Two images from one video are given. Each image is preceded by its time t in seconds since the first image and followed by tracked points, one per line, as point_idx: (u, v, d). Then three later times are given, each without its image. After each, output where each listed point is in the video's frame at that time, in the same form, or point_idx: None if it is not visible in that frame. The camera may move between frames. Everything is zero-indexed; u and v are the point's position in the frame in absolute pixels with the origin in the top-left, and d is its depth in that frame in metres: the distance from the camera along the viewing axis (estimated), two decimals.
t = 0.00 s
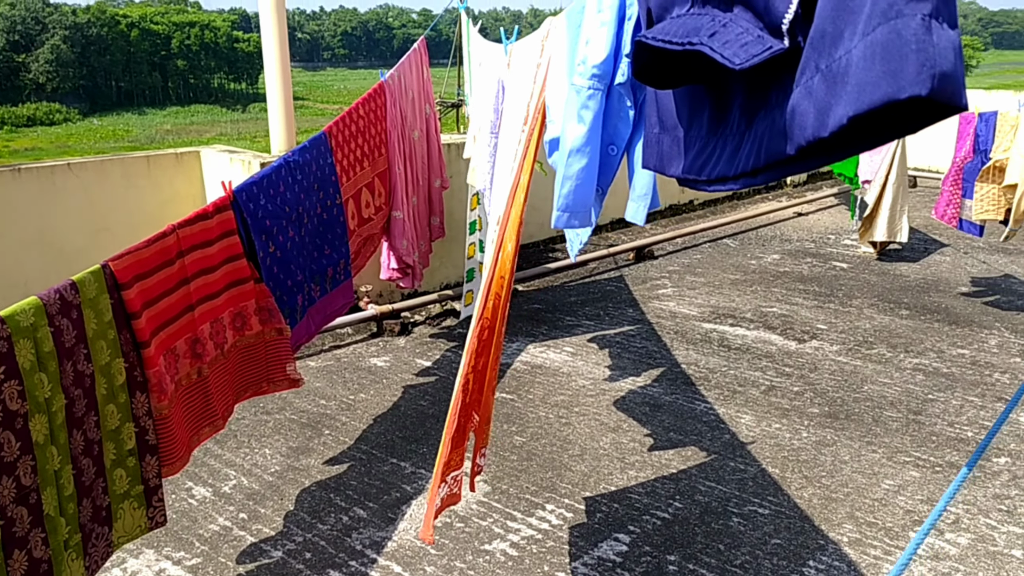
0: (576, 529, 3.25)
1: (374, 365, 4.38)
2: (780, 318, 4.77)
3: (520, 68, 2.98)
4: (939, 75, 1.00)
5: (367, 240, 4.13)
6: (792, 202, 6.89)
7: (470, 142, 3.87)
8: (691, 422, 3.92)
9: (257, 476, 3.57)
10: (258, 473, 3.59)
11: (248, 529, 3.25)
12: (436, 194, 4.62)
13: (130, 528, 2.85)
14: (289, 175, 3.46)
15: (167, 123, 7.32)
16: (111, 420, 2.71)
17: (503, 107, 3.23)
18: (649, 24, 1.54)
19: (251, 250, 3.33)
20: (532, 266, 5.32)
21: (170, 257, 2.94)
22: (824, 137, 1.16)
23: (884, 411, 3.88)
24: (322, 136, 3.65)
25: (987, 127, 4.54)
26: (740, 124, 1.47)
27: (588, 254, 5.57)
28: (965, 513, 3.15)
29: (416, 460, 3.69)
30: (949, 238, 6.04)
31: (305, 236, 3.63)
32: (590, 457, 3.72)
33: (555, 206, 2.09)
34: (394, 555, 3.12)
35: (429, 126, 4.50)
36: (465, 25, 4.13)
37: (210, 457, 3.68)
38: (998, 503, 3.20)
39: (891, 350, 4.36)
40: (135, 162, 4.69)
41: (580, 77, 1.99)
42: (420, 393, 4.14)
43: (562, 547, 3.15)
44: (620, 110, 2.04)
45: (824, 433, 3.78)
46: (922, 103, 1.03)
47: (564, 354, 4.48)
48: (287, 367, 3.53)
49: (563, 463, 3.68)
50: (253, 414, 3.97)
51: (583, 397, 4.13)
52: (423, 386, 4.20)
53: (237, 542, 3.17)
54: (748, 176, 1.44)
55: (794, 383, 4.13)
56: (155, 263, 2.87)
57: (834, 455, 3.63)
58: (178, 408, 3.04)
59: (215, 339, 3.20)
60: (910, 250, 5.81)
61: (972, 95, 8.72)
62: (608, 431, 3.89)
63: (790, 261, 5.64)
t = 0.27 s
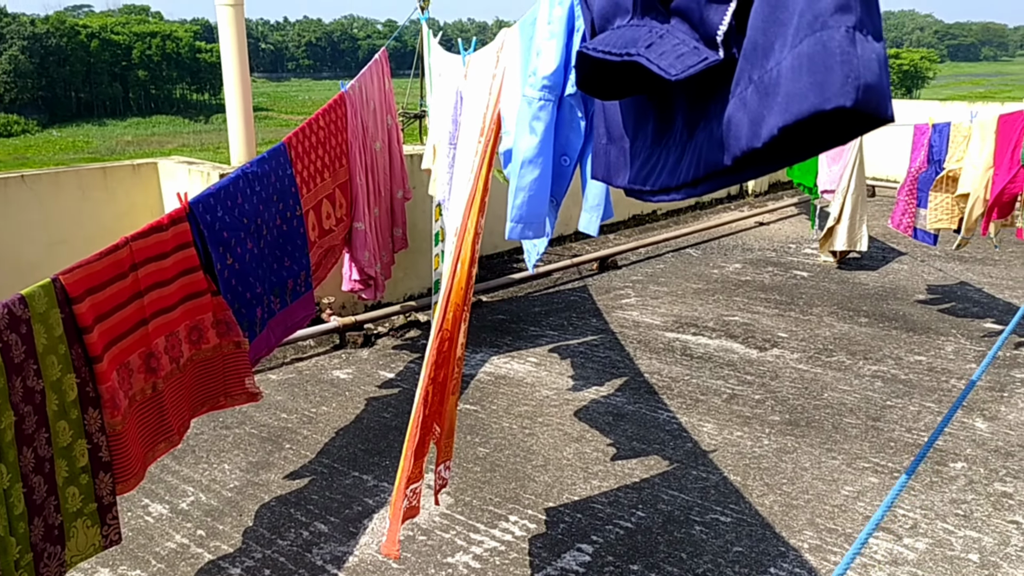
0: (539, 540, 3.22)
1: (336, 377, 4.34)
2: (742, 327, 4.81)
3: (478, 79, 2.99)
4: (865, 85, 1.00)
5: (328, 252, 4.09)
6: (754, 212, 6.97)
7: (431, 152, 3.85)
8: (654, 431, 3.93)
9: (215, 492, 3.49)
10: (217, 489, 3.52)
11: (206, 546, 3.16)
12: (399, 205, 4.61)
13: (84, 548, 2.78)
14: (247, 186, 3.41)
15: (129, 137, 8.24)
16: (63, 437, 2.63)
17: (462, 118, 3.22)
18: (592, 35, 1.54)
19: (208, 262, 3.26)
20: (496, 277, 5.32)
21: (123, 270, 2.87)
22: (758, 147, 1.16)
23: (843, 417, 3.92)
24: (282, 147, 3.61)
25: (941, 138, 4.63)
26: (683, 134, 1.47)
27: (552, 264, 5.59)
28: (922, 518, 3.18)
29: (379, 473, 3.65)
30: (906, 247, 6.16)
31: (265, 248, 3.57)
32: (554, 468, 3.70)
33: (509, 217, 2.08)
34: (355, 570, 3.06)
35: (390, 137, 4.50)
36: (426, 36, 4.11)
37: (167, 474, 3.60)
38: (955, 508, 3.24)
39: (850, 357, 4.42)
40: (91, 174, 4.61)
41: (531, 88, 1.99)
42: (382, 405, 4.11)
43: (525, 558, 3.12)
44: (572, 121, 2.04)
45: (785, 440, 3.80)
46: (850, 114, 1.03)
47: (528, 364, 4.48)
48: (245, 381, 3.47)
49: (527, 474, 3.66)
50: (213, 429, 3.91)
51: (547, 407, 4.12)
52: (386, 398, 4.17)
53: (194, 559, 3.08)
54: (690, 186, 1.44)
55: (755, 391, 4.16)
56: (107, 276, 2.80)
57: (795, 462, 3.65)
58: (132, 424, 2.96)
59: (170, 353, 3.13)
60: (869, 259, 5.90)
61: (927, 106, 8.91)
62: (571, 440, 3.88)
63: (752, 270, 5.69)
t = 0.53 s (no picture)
0: (519, 556, 3.20)
1: (317, 392, 4.32)
2: (722, 341, 4.83)
3: (457, 95, 2.99)
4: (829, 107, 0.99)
5: (309, 266, 4.07)
6: (735, 226, 7.01)
7: (411, 166, 3.83)
8: (635, 445, 3.93)
9: (192, 509, 3.44)
10: (195, 506, 3.47)
11: (183, 564, 3.10)
12: (380, 219, 4.62)
13: (59, 567, 2.73)
14: (226, 200, 3.38)
15: (110, 150, 8.36)
16: (37, 454, 2.59)
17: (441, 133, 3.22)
18: (565, 53, 1.53)
19: (186, 276, 3.22)
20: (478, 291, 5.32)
21: (99, 286, 2.83)
22: (726, 167, 1.15)
23: (823, 431, 3.94)
24: (262, 161, 3.59)
25: (918, 153, 4.68)
26: (655, 152, 1.46)
27: (534, 278, 5.60)
28: (902, 532, 3.19)
29: (359, 488, 3.61)
30: (884, 261, 6.21)
31: (245, 263, 3.53)
32: (534, 483, 3.68)
33: (485, 233, 2.08)
34: None
35: (371, 151, 4.50)
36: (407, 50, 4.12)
37: (144, 490, 3.55)
38: (934, 522, 3.25)
39: (830, 371, 4.44)
40: (70, 188, 4.58)
41: (507, 104, 2.00)
42: (363, 420, 4.09)
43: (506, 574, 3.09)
44: (548, 138, 2.06)
45: (765, 454, 3.81)
46: (814, 135, 1.03)
47: (510, 379, 4.47)
48: (224, 397, 3.42)
49: (508, 489, 3.64)
50: (191, 445, 3.87)
51: (528, 422, 4.12)
52: (367, 413, 4.15)
53: None
54: (662, 204, 1.43)
55: (736, 406, 4.17)
56: (84, 291, 2.76)
57: (775, 476, 3.66)
58: (109, 441, 2.91)
59: (147, 369, 3.08)
60: (849, 273, 5.95)
61: (905, 121, 9.02)
62: (552, 455, 3.87)
63: (733, 285, 5.72)
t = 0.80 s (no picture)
0: None
1: (301, 411, 4.30)
2: (708, 360, 4.84)
3: (441, 115, 3.00)
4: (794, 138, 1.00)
5: (293, 284, 4.06)
6: (721, 244, 7.05)
7: (396, 185, 3.83)
8: (621, 464, 3.91)
9: (174, 531, 3.39)
10: (176, 527, 3.42)
11: None
12: (365, 238, 4.64)
13: None
14: (210, 219, 3.36)
15: (98, 167, 8.44)
16: (15, 476, 2.56)
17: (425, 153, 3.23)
18: (541, 80, 1.52)
19: (169, 296, 3.19)
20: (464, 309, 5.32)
21: (81, 305, 2.81)
22: (696, 196, 1.15)
23: (808, 450, 3.94)
24: (247, 180, 3.58)
25: (901, 172, 4.71)
26: (631, 178, 1.46)
27: (520, 296, 5.61)
28: (886, 551, 3.18)
29: (342, 509, 3.57)
30: (868, 280, 6.25)
31: (229, 282, 3.51)
32: (519, 503, 3.65)
33: (465, 256, 2.08)
34: None
35: (357, 170, 4.51)
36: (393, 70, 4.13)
37: (125, 511, 3.51)
38: (917, 541, 3.24)
39: (815, 390, 4.45)
40: (53, 207, 4.56)
41: (487, 128, 2.01)
42: (348, 440, 4.07)
43: None
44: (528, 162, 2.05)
45: (750, 473, 3.80)
46: (781, 166, 1.03)
47: (495, 398, 4.46)
48: (206, 417, 3.38)
49: (493, 509, 3.61)
50: (173, 466, 3.84)
51: (514, 441, 4.10)
52: (351, 432, 4.13)
53: None
54: (636, 230, 1.43)
55: (721, 424, 4.17)
56: (65, 312, 2.73)
57: (760, 495, 3.64)
58: (89, 463, 2.87)
59: (129, 389, 3.05)
60: (833, 291, 5.98)
61: (888, 140, 9.10)
62: (537, 475, 3.85)
63: (718, 303, 5.75)
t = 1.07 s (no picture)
0: None
1: (282, 431, 4.27)
2: (691, 377, 4.84)
3: (421, 134, 3.01)
4: (758, 163, 1.00)
5: (275, 302, 4.04)
6: (703, 261, 7.08)
7: (377, 203, 3.83)
8: (604, 483, 3.89)
9: (151, 553, 3.32)
10: (154, 548, 3.36)
11: None
12: (347, 255, 4.63)
13: None
14: (190, 238, 3.34)
15: (80, 184, 8.39)
16: None
17: (406, 171, 3.23)
18: (514, 102, 1.52)
19: (147, 315, 3.17)
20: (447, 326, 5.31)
21: (57, 325, 2.78)
22: (663, 220, 1.15)
23: (791, 467, 3.94)
24: (228, 198, 3.56)
25: (881, 191, 4.76)
26: (604, 200, 1.45)
27: (503, 313, 5.61)
28: (868, 568, 3.16)
29: (323, 529, 3.52)
30: (850, 296, 6.29)
31: (208, 300, 3.49)
32: (502, 522, 3.60)
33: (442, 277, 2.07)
34: None
35: (340, 187, 4.50)
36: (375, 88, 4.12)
37: (102, 533, 3.45)
38: (899, 558, 3.23)
39: (797, 407, 4.46)
40: (32, 225, 4.52)
41: (464, 149, 2.01)
42: (329, 459, 4.04)
43: None
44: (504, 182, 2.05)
45: (733, 491, 3.79)
46: (745, 191, 1.04)
47: (478, 416, 4.44)
48: (184, 436, 3.35)
49: (475, 528, 3.54)
50: (151, 487, 3.79)
51: (496, 459, 4.08)
52: (333, 451, 4.10)
53: None
54: (608, 252, 1.41)
55: (704, 442, 4.17)
56: (41, 331, 2.70)
57: (743, 513, 3.62)
58: (64, 484, 2.83)
59: (105, 409, 3.02)
60: (815, 308, 6.01)
61: (867, 159, 9.20)
62: (520, 493, 3.81)
63: (701, 320, 5.76)
